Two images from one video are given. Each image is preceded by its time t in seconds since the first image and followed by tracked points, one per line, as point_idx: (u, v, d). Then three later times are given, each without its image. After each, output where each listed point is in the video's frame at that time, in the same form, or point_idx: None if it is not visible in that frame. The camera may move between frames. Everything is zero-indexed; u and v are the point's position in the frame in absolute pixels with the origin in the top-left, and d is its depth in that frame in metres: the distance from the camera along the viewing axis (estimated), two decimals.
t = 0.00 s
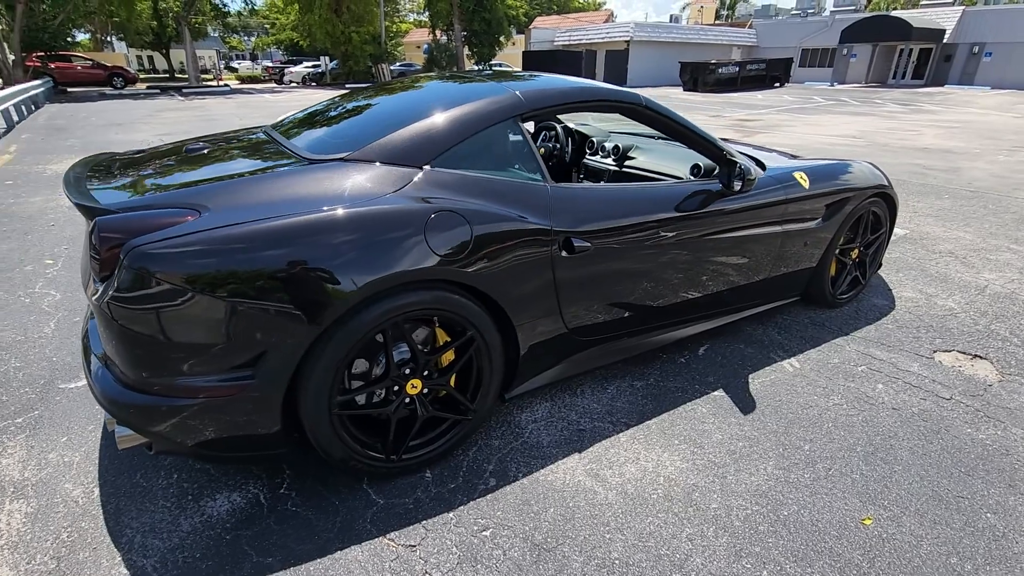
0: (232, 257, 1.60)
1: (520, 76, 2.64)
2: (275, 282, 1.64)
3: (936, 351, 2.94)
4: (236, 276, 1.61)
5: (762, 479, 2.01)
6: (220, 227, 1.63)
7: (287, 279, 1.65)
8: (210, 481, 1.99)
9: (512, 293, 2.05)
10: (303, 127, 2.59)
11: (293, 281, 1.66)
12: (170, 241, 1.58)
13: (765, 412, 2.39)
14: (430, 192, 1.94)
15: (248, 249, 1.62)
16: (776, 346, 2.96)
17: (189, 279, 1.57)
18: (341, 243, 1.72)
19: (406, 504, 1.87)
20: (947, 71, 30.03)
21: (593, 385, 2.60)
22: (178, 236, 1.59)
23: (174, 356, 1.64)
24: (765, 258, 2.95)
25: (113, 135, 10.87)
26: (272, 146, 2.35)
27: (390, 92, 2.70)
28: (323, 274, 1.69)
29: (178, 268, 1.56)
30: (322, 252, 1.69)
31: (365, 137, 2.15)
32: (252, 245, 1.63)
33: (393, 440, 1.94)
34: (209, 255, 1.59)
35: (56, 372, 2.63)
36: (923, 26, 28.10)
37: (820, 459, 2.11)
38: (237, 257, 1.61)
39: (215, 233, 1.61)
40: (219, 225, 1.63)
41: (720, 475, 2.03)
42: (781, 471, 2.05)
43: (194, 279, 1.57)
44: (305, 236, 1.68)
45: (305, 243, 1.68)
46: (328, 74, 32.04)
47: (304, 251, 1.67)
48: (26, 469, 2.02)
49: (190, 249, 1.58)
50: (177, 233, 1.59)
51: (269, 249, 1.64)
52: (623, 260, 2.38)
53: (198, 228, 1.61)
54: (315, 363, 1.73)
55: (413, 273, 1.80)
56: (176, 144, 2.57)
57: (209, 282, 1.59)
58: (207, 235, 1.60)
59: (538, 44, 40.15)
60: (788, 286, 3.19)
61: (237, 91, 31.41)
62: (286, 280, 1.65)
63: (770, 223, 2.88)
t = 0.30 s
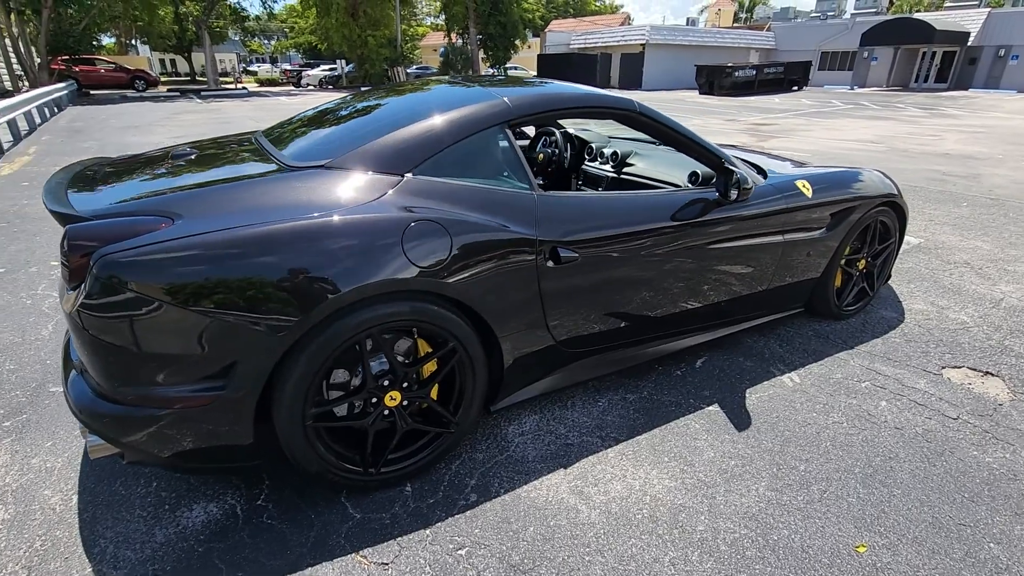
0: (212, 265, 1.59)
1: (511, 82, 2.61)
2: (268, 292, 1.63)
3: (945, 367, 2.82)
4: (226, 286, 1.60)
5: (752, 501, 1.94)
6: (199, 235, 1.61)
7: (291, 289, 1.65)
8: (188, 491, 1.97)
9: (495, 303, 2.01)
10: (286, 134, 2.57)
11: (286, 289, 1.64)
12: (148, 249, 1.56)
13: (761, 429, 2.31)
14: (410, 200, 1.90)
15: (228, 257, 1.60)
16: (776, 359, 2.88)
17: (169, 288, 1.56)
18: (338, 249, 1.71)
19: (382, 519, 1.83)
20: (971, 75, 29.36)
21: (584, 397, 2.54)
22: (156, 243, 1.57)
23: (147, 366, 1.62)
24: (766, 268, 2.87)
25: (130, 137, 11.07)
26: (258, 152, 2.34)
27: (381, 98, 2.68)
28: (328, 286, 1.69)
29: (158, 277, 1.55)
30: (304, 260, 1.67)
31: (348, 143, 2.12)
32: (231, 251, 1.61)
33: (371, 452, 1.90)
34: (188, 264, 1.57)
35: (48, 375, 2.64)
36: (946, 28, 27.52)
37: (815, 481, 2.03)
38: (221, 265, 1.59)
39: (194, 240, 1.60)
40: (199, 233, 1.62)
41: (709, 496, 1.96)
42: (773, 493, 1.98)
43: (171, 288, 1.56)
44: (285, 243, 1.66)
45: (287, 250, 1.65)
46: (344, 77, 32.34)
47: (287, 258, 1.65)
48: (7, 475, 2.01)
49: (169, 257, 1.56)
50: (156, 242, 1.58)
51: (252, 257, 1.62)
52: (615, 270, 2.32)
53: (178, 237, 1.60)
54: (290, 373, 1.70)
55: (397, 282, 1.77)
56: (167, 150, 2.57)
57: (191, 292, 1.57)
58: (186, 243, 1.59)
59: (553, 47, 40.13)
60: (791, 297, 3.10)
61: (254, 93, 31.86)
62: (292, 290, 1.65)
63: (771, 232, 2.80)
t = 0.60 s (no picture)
0: (204, 272, 1.58)
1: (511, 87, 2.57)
2: (270, 300, 1.62)
3: (963, 383, 2.70)
4: (224, 293, 1.59)
5: (751, 522, 1.86)
6: (192, 241, 1.61)
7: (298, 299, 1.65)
8: (178, 496, 1.96)
9: (487, 313, 1.97)
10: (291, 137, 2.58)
11: (287, 296, 1.64)
12: (139, 256, 1.56)
13: (764, 446, 2.23)
14: (400, 208, 1.88)
15: (213, 264, 1.59)
16: (784, 372, 2.79)
17: (160, 296, 1.55)
18: (342, 254, 1.70)
19: (368, 531, 1.80)
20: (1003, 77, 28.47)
21: (583, 408, 2.48)
22: (147, 250, 1.57)
23: (133, 374, 1.62)
24: (775, 278, 2.78)
25: (153, 139, 11.32)
26: (255, 157, 2.34)
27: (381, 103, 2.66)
28: (335, 294, 1.68)
29: (150, 284, 1.55)
30: (302, 266, 1.66)
31: (342, 149, 2.11)
32: (221, 258, 1.60)
33: (357, 461, 1.88)
34: (179, 271, 1.57)
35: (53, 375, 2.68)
36: (977, 29, 26.75)
37: (818, 502, 1.94)
38: (218, 272, 1.59)
39: (187, 247, 1.59)
40: (192, 239, 1.61)
41: (705, 516, 1.89)
42: (773, 514, 1.90)
43: (164, 295, 1.55)
44: (280, 250, 1.65)
45: (275, 257, 1.64)
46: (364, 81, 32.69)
47: (276, 265, 1.63)
48: (4, 475, 2.04)
49: (160, 264, 1.56)
50: (147, 248, 1.57)
51: (254, 262, 1.62)
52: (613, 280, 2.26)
53: (170, 243, 1.60)
54: (274, 382, 1.68)
55: (386, 291, 1.74)
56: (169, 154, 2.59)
57: (187, 299, 1.57)
58: (178, 249, 1.58)
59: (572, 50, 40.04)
60: (802, 308, 3.00)
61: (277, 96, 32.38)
62: (299, 299, 1.64)
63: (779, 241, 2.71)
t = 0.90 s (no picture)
0: (206, 275, 1.60)
1: (512, 91, 2.56)
2: (277, 305, 1.64)
3: (981, 397, 2.59)
4: (229, 296, 1.61)
5: (748, 538, 1.81)
6: (194, 243, 1.62)
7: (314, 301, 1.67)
8: (174, 496, 1.98)
9: (481, 318, 1.96)
10: (293, 140, 2.60)
11: (293, 299, 1.65)
12: (141, 258, 1.58)
13: (766, 458, 2.17)
14: (394, 212, 1.87)
15: (203, 266, 1.60)
16: (793, 382, 2.71)
17: (154, 298, 1.56)
18: (347, 256, 1.71)
19: (357, 536, 1.79)
20: None
21: (582, 416, 2.45)
22: (145, 252, 1.59)
23: (128, 375, 1.64)
24: (784, 286, 2.71)
25: (178, 142, 11.60)
26: (257, 160, 2.36)
27: (382, 107, 2.67)
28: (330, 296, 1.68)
29: (153, 286, 1.57)
30: (306, 269, 1.67)
31: (339, 152, 2.11)
32: (222, 261, 1.61)
33: (348, 465, 1.87)
34: (172, 274, 1.58)
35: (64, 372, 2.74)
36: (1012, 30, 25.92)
37: (820, 518, 1.88)
38: (224, 272, 1.61)
39: (189, 249, 1.61)
40: (194, 241, 1.63)
41: (701, 529, 1.84)
42: (772, 529, 1.84)
43: (167, 297, 1.57)
44: (282, 251, 1.66)
45: (271, 261, 1.64)
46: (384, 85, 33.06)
47: (273, 268, 1.64)
48: (9, 471, 2.08)
49: (153, 266, 1.57)
50: (150, 250, 1.59)
51: (261, 263, 1.63)
52: (613, 285, 2.23)
53: (173, 245, 1.61)
54: (265, 385, 1.68)
55: (377, 294, 1.73)
56: (176, 157, 2.63)
57: (191, 301, 1.59)
58: (181, 251, 1.60)
59: (592, 53, 39.96)
60: (812, 317, 2.92)
61: (300, 100, 32.94)
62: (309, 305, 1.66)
63: (788, 247, 2.64)
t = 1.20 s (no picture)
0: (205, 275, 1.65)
1: (504, 96, 2.58)
2: (275, 307, 1.68)
3: (987, 410, 2.51)
4: (231, 298, 1.65)
5: (730, 547, 1.78)
6: (193, 244, 1.67)
7: (322, 300, 1.72)
8: (166, 490, 2.03)
9: (466, 321, 1.97)
10: (291, 144, 2.65)
11: (292, 300, 1.69)
12: (140, 258, 1.63)
13: (756, 467, 2.14)
14: (380, 215, 1.89)
15: (190, 267, 1.64)
16: (790, 391, 2.67)
17: (144, 297, 1.61)
18: (344, 256, 1.75)
19: (339, 534, 1.82)
20: None
21: (572, 421, 2.44)
22: (135, 252, 1.64)
23: (119, 372, 1.68)
24: (782, 293, 2.66)
25: (201, 146, 11.91)
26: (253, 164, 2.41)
27: (378, 112, 2.71)
28: (316, 297, 1.71)
29: (154, 286, 1.62)
30: (307, 269, 1.71)
31: (329, 156, 2.15)
32: (219, 262, 1.66)
33: (331, 464, 1.90)
34: (161, 273, 1.62)
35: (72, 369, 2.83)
36: None
37: (806, 530, 1.84)
38: (226, 272, 1.66)
39: (189, 250, 1.66)
40: (193, 242, 1.68)
41: (683, 537, 1.82)
42: (755, 539, 1.81)
43: (166, 296, 1.62)
44: (268, 253, 1.70)
45: (267, 262, 1.69)
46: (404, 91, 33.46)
47: (271, 269, 1.69)
48: (13, 462, 2.16)
49: (143, 265, 1.62)
50: (149, 250, 1.65)
51: (263, 262, 1.68)
52: (602, 290, 2.22)
53: (173, 246, 1.67)
54: (249, 383, 1.72)
55: (360, 296, 1.76)
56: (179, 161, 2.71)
57: (192, 301, 1.64)
58: (180, 251, 1.65)
59: (612, 59, 39.90)
60: (813, 324, 2.87)
61: (322, 106, 33.52)
62: (319, 301, 1.71)
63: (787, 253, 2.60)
